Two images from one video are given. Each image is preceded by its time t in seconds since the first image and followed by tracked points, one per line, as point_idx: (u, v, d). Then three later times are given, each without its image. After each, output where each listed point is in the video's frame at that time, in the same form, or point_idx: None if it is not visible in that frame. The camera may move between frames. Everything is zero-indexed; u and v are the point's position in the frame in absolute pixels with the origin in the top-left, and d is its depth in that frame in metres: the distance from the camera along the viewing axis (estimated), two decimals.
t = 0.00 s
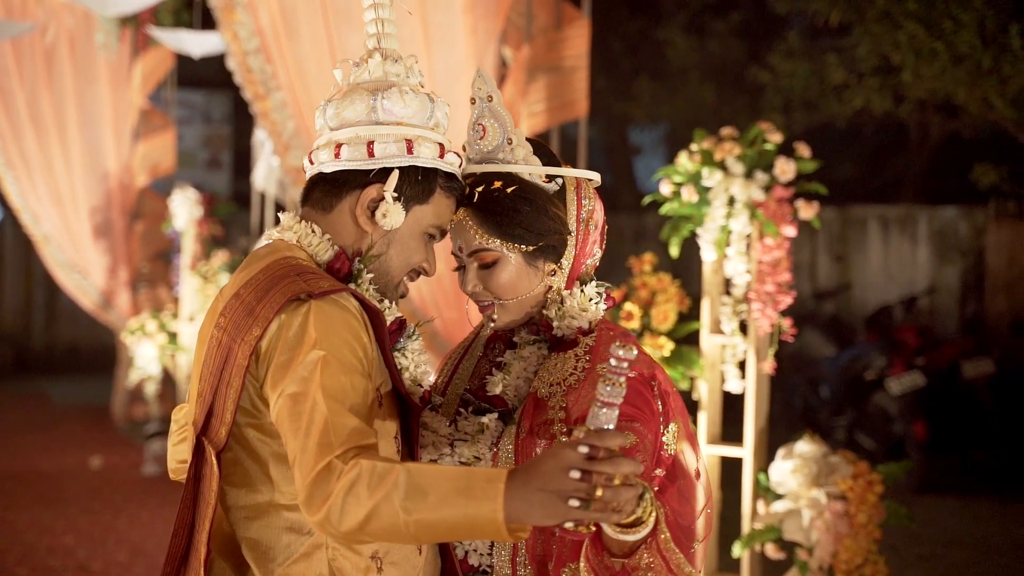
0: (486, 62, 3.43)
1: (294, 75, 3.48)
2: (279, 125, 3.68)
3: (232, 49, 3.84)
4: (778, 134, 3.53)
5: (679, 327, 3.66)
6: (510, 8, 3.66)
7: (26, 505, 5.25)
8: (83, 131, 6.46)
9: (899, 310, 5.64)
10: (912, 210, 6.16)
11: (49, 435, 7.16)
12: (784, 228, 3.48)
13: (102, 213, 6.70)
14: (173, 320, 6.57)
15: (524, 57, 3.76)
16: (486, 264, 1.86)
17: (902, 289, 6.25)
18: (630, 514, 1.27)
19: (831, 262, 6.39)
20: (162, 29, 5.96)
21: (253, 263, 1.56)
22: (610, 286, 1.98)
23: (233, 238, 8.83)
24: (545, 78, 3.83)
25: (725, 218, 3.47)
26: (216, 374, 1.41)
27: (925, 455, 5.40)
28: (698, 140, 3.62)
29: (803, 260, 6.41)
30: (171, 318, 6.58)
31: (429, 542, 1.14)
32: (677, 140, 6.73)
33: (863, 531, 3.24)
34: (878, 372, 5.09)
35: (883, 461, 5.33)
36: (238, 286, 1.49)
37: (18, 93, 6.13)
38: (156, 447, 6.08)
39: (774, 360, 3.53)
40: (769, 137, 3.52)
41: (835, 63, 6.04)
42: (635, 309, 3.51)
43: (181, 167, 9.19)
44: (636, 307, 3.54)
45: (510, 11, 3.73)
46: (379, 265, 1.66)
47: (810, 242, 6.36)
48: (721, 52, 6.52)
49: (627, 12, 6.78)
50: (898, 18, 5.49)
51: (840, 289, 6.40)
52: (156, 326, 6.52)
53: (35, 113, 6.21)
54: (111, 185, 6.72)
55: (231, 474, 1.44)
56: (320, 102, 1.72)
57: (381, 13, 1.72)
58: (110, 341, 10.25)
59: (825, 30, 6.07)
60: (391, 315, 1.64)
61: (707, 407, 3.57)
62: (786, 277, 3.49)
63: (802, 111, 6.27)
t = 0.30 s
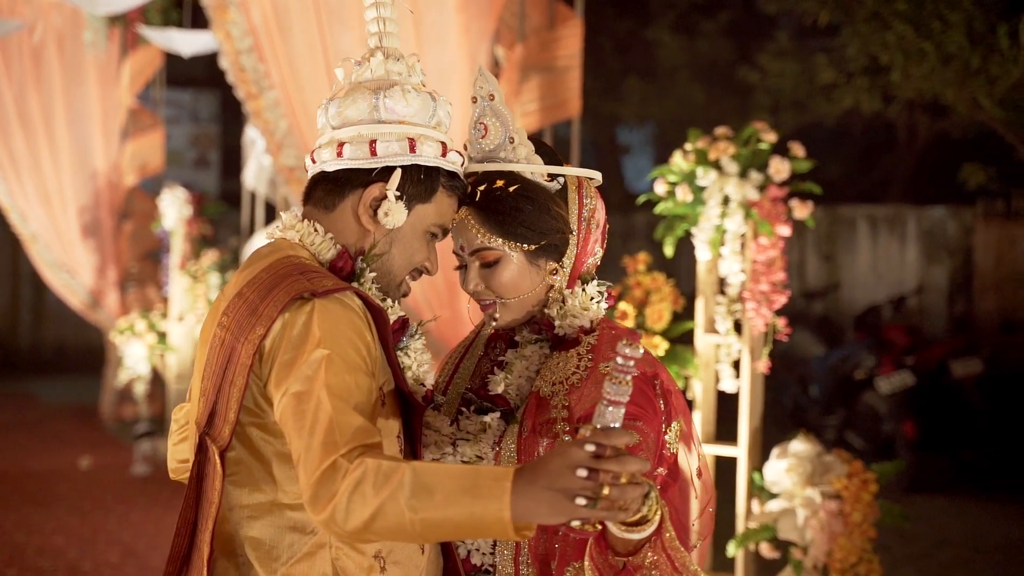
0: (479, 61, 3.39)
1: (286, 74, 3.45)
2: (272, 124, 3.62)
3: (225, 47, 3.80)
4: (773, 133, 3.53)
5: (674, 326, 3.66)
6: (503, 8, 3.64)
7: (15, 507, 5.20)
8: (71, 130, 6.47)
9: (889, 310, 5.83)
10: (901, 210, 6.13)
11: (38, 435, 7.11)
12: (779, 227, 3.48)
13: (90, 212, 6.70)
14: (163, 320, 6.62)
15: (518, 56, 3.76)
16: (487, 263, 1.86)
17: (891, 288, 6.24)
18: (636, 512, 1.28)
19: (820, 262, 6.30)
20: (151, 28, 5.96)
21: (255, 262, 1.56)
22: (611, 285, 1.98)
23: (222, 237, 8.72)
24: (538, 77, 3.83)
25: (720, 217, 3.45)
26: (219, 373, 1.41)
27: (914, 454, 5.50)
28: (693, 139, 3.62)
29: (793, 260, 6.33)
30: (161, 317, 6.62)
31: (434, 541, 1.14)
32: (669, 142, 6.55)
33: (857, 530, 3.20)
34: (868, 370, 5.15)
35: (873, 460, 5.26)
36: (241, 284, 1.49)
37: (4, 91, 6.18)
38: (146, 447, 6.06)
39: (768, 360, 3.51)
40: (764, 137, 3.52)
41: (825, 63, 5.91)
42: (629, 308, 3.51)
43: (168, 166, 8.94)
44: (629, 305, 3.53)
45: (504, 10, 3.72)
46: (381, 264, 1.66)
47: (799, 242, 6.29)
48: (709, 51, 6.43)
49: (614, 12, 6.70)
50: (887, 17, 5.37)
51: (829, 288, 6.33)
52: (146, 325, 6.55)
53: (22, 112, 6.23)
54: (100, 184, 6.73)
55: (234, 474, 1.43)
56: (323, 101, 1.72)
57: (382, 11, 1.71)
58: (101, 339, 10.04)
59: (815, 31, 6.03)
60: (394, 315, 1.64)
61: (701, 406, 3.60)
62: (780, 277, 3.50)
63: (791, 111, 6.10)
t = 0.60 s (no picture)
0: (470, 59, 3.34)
1: (276, 71, 3.43)
2: (263, 124, 3.59)
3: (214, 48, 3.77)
4: (765, 133, 3.53)
5: (666, 326, 3.67)
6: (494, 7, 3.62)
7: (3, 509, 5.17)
8: (57, 130, 6.47)
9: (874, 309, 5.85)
10: (887, 211, 5.87)
11: (24, 436, 7.06)
12: (771, 227, 3.48)
13: (76, 212, 6.70)
14: (150, 320, 6.66)
15: (508, 56, 3.76)
16: (486, 262, 1.86)
17: (878, 288, 5.96)
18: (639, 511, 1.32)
19: (808, 260, 6.15)
20: (138, 27, 5.97)
21: (255, 262, 1.55)
22: (609, 285, 1.97)
23: (211, 238, 8.41)
24: (528, 77, 3.83)
25: (712, 217, 3.47)
26: (219, 371, 1.41)
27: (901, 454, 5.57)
28: (685, 139, 3.63)
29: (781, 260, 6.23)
30: (148, 317, 6.66)
31: (438, 540, 1.14)
32: (654, 143, 6.34)
33: (849, 529, 3.20)
34: (856, 370, 5.37)
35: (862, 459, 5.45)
36: (241, 284, 1.48)
37: None
38: (133, 447, 6.02)
39: (760, 360, 3.53)
40: (756, 137, 3.52)
41: (812, 63, 5.86)
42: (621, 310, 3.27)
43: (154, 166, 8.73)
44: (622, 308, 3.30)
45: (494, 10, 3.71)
46: (381, 264, 1.65)
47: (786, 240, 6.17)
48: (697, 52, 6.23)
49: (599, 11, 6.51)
50: (874, 17, 5.49)
51: (817, 289, 6.12)
52: (133, 325, 6.59)
53: (8, 112, 6.33)
54: (86, 184, 6.69)
55: (234, 473, 1.43)
56: (322, 100, 1.72)
57: (382, 11, 1.70)
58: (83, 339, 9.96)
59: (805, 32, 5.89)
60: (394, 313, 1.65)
61: (694, 405, 3.61)
62: (773, 276, 3.50)
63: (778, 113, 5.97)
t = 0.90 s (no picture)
0: (458, 60, 3.31)
1: (262, 70, 3.38)
2: (250, 123, 3.62)
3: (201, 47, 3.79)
4: (753, 133, 3.54)
5: (654, 326, 3.69)
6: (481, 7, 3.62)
7: None
8: (39, 130, 6.45)
9: (858, 308, 4.95)
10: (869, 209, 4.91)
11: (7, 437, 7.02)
12: (760, 227, 3.50)
13: (58, 212, 6.67)
14: (133, 320, 6.66)
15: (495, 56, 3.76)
16: (483, 262, 1.86)
17: (861, 288, 4.94)
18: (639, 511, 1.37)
19: (792, 260, 5.11)
20: (123, 26, 5.96)
21: (251, 262, 1.55)
22: (604, 285, 1.98)
23: (193, 237, 8.21)
24: (515, 77, 3.84)
25: (701, 217, 3.48)
26: (217, 371, 1.40)
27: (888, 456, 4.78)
28: (673, 139, 3.64)
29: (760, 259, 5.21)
30: (131, 318, 6.67)
31: (439, 539, 1.14)
32: (641, 143, 5.45)
33: (838, 528, 3.22)
34: (839, 371, 4.87)
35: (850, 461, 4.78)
36: (238, 284, 1.48)
37: None
38: (117, 447, 6.07)
39: (749, 360, 3.55)
40: (744, 137, 3.52)
41: (794, 65, 5.05)
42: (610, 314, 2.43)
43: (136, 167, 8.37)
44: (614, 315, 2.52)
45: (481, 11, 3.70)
46: (378, 264, 1.65)
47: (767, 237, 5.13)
48: (681, 52, 5.32)
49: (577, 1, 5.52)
50: (857, 17, 4.79)
51: (799, 288, 5.09)
52: (116, 325, 6.58)
53: None
54: (69, 184, 6.66)
55: (232, 473, 1.42)
56: (319, 99, 1.71)
57: (377, 10, 1.70)
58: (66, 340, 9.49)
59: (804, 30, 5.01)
60: (392, 313, 1.65)
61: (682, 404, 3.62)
62: (761, 276, 3.51)
63: (761, 113, 5.11)
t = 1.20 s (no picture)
0: (449, 61, 3.34)
1: (254, 71, 3.39)
2: (241, 124, 3.54)
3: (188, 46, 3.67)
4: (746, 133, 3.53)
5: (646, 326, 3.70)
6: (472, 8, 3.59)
7: None
8: (25, 130, 6.45)
9: (845, 309, 5.58)
10: (856, 210, 5.60)
11: None
12: (752, 227, 3.52)
13: (45, 212, 6.61)
14: (120, 320, 6.59)
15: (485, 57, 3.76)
16: (482, 264, 1.87)
17: (848, 288, 5.71)
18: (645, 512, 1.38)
19: (778, 259, 5.82)
20: (111, 26, 5.91)
21: (253, 263, 1.55)
22: (604, 285, 1.98)
23: (180, 237, 8.23)
24: (506, 77, 3.84)
25: (693, 217, 3.48)
26: (219, 373, 1.40)
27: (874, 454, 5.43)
28: (666, 140, 3.63)
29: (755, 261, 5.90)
30: (119, 317, 6.60)
31: (444, 541, 1.14)
32: (628, 143, 6.08)
33: (830, 528, 3.23)
34: (827, 370, 5.24)
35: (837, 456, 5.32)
36: (239, 285, 1.48)
37: None
38: (105, 448, 6.04)
39: (741, 360, 3.57)
40: (736, 138, 3.52)
41: (781, 64, 5.62)
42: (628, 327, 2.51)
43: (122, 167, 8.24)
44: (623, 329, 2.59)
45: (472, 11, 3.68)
46: (379, 265, 1.65)
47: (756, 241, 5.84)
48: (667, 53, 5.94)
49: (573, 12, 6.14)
50: (844, 19, 5.29)
51: (785, 288, 5.82)
52: (104, 326, 6.51)
53: None
54: (55, 184, 6.63)
55: (234, 475, 1.42)
56: (318, 100, 1.71)
57: (376, 10, 1.70)
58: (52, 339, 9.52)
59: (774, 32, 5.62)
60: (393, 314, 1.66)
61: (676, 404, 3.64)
62: (753, 276, 3.52)
63: (748, 112, 5.71)
